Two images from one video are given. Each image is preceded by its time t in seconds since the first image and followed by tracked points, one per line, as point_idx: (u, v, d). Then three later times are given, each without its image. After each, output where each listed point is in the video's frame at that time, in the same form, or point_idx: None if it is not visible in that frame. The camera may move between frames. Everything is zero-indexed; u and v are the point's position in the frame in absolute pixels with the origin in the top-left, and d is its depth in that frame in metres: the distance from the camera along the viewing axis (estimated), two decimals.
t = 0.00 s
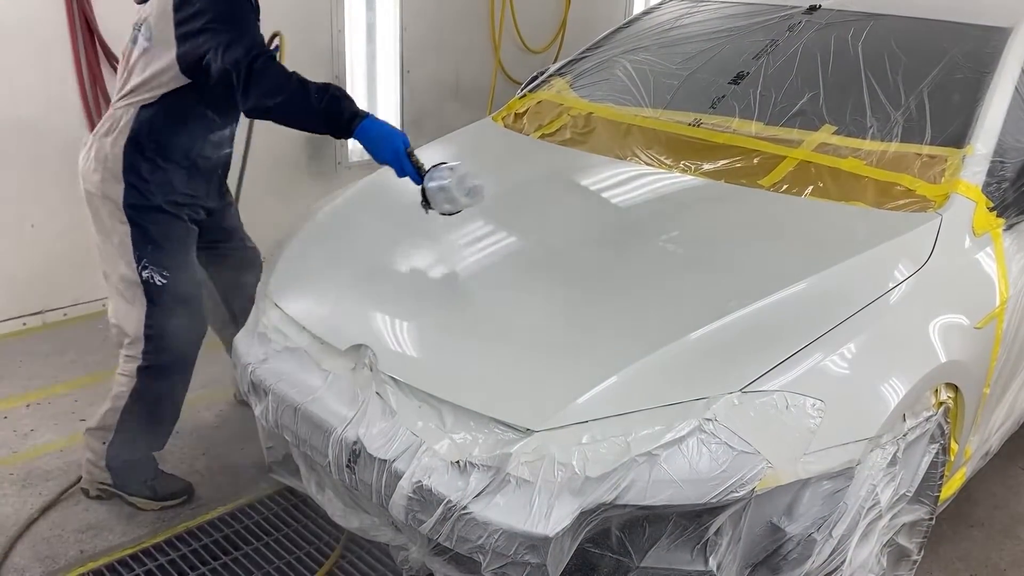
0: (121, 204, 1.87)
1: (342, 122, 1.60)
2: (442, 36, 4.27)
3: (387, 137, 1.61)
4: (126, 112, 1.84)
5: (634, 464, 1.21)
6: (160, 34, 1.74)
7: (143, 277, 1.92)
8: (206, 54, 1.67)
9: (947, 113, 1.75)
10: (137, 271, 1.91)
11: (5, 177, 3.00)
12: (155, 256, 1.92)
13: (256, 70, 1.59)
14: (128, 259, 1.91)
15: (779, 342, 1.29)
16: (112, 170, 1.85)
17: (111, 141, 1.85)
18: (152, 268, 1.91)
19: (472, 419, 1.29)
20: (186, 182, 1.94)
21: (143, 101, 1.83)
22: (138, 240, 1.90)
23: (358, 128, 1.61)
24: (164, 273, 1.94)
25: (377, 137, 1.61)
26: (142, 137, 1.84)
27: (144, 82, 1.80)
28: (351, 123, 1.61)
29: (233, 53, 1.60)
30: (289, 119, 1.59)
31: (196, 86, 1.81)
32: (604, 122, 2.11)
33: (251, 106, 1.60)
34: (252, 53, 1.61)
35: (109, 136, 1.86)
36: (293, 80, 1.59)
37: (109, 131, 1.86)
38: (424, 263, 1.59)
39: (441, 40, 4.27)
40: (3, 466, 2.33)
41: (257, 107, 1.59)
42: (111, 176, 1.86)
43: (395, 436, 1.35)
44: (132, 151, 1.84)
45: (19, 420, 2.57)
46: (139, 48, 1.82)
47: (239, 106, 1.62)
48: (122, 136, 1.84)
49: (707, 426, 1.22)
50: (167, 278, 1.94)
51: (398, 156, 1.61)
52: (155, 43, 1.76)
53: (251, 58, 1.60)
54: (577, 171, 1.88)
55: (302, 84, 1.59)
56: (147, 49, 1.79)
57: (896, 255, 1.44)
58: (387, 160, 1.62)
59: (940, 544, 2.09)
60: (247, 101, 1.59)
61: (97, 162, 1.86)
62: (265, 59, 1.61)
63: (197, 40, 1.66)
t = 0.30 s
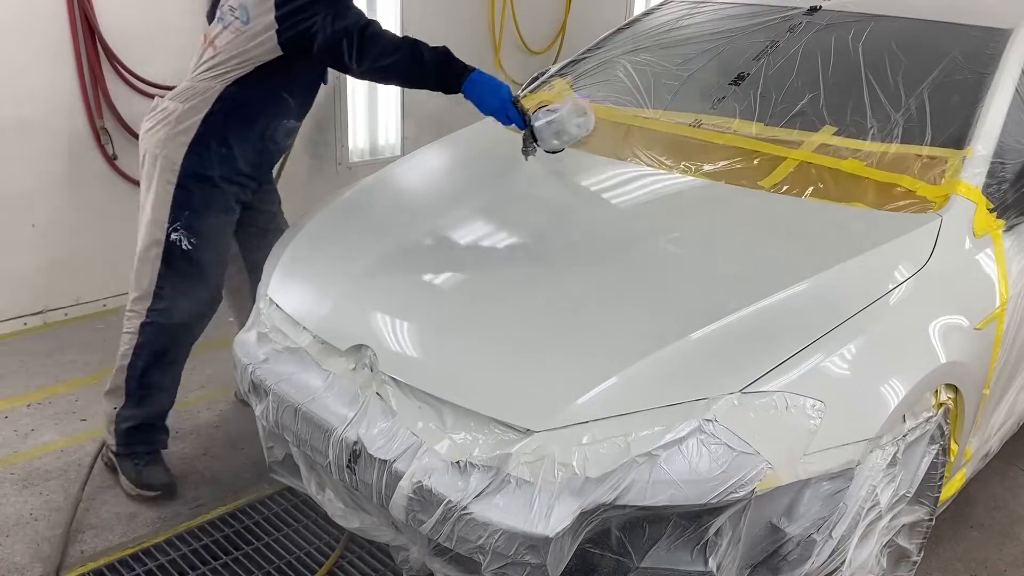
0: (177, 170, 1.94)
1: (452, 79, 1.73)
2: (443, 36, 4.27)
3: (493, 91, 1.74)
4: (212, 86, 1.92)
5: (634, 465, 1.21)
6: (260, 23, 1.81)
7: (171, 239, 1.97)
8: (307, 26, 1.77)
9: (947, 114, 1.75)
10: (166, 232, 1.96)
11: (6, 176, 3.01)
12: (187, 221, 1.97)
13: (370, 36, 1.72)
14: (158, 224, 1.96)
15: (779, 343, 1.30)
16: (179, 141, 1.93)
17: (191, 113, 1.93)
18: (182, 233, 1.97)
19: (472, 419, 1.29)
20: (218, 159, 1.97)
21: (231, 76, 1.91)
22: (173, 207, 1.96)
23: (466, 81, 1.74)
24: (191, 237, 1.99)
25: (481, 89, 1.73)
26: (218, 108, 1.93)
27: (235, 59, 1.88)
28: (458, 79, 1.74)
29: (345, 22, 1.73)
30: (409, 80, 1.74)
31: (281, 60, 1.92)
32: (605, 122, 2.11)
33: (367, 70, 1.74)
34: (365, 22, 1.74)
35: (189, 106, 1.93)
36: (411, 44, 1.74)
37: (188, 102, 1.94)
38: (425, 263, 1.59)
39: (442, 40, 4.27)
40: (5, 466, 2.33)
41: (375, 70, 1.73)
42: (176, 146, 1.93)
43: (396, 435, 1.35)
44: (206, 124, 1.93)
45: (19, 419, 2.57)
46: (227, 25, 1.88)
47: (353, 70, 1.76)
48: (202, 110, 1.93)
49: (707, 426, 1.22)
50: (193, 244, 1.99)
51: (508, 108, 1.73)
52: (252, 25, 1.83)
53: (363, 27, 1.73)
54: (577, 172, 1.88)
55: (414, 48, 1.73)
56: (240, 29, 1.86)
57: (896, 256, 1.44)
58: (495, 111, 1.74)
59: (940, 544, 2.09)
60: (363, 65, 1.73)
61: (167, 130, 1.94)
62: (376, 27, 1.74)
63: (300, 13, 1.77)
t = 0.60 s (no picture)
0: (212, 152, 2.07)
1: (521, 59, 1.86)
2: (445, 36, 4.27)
3: (561, 65, 1.85)
4: (258, 75, 2.06)
5: (635, 465, 1.21)
6: (314, 16, 1.97)
7: (190, 215, 2.07)
8: (371, 12, 1.91)
9: (949, 114, 1.75)
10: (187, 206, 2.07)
11: (7, 176, 3.01)
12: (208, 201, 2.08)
13: (434, 19, 1.85)
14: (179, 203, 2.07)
15: (781, 343, 1.29)
16: (219, 124, 2.06)
17: (235, 99, 2.06)
18: (202, 210, 2.08)
19: (473, 419, 1.29)
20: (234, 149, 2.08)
21: (277, 67, 2.06)
22: (199, 186, 2.07)
23: (531, 61, 1.86)
24: (209, 217, 2.10)
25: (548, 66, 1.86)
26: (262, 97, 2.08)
27: (285, 49, 2.03)
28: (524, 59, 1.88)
29: (409, 9, 1.87)
30: (478, 60, 1.85)
31: (327, 52, 2.08)
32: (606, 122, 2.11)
33: (433, 53, 1.86)
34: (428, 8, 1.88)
35: (233, 91, 2.06)
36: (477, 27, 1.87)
37: (231, 88, 2.07)
38: (426, 263, 1.59)
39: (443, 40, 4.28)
40: (5, 465, 2.33)
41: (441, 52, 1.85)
42: (215, 128, 2.06)
43: (397, 435, 1.35)
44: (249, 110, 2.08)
45: (20, 419, 2.57)
46: (276, 18, 2.02)
47: (417, 53, 1.88)
48: (246, 97, 2.07)
49: (708, 427, 1.22)
50: (211, 223, 2.10)
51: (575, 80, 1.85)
52: (304, 18, 1.98)
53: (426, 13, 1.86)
54: (578, 172, 1.88)
55: (480, 29, 1.85)
56: (291, 21, 2.00)
57: (898, 256, 1.44)
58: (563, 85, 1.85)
59: (942, 544, 2.09)
60: (430, 47, 1.86)
61: (207, 110, 2.06)
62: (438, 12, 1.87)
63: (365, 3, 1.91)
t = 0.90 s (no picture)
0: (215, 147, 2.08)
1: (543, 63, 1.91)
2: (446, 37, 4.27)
3: (582, 62, 1.91)
4: (269, 75, 2.06)
5: (636, 466, 1.20)
6: (326, 20, 1.97)
7: (185, 202, 2.08)
8: (386, 15, 1.93)
9: (951, 114, 1.75)
10: (182, 193, 2.08)
11: (9, 176, 3.01)
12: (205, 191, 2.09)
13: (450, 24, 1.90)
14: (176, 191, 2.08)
15: (782, 344, 1.29)
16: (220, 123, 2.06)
17: (243, 98, 2.06)
18: (197, 200, 2.08)
19: (474, 420, 1.29)
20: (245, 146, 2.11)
21: (286, 67, 2.06)
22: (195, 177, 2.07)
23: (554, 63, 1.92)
24: (204, 207, 2.11)
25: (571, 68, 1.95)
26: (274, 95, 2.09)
27: (296, 51, 2.04)
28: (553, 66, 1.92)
29: (425, 13, 1.91)
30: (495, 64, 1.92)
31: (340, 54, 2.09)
32: (607, 123, 2.11)
33: (449, 57, 1.92)
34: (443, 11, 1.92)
35: (243, 89, 2.06)
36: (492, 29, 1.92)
37: (239, 87, 2.07)
38: (428, 263, 1.59)
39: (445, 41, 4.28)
40: (6, 465, 2.33)
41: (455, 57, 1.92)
42: (220, 123, 2.06)
43: (398, 436, 1.35)
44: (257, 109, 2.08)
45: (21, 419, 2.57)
46: (289, 19, 2.02)
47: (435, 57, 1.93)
48: (255, 96, 2.07)
49: (710, 428, 1.22)
50: (203, 212, 2.11)
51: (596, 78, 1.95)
52: (318, 21, 1.98)
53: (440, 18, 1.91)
54: (580, 172, 1.87)
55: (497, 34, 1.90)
56: (303, 23, 2.00)
57: (900, 256, 1.44)
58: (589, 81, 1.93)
59: (943, 545, 2.08)
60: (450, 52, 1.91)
61: (213, 106, 2.06)
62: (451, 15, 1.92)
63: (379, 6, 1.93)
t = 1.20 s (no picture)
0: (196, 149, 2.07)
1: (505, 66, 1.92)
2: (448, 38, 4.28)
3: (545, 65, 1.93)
4: (240, 72, 2.08)
5: (639, 466, 1.21)
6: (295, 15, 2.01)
7: (180, 211, 2.08)
8: (349, 10, 1.91)
9: (954, 114, 1.75)
10: (176, 203, 2.07)
11: (12, 176, 3.02)
12: (196, 196, 2.08)
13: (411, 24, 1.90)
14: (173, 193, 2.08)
15: (785, 345, 1.29)
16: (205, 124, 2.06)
17: (215, 96, 2.08)
18: (191, 206, 2.08)
19: (477, 420, 1.29)
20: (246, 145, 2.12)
21: (256, 64, 2.08)
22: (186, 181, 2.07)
23: (515, 67, 1.93)
24: (200, 214, 2.10)
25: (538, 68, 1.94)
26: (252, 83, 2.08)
27: (266, 47, 2.05)
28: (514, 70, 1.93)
29: (387, 10, 1.89)
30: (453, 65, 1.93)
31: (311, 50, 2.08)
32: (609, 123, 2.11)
33: (408, 57, 1.93)
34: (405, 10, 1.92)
35: (216, 88, 2.08)
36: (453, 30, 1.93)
37: (214, 86, 2.09)
38: (431, 263, 1.60)
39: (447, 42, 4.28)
40: (10, 466, 2.34)
41: (413, 57, 1.92)
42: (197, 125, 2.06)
43: (401, 436, 1.35)
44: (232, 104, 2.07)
45: (24, 420, 2.58)
46: (261, 16, 2.07)
47: (395, 57, 1.93)
48: (227, 93, 2.07)
49: (713, 428, 1.22)
50: (201, 217, 2.10)
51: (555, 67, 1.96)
52: (286, 16, 2.01)
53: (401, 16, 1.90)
54: (583, 173, 1.88)
55: (458, 37, 1.91)
56: (273, 19, 2.04)
57: (902, 257, 1.44)
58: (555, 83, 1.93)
59: (946, 545, 2.08)
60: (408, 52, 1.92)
61: (188, 110, 2.08)
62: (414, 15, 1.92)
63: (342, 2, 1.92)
